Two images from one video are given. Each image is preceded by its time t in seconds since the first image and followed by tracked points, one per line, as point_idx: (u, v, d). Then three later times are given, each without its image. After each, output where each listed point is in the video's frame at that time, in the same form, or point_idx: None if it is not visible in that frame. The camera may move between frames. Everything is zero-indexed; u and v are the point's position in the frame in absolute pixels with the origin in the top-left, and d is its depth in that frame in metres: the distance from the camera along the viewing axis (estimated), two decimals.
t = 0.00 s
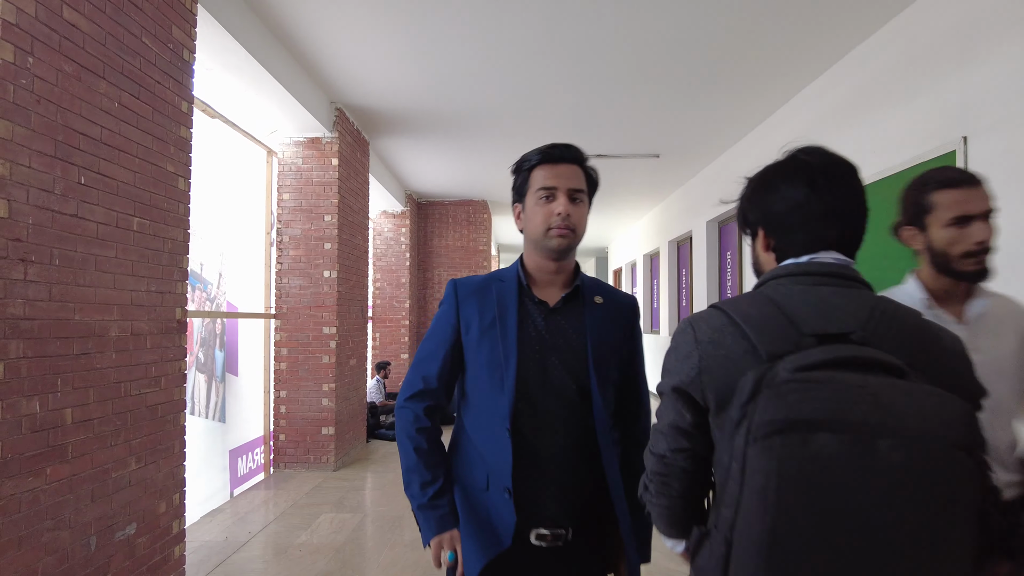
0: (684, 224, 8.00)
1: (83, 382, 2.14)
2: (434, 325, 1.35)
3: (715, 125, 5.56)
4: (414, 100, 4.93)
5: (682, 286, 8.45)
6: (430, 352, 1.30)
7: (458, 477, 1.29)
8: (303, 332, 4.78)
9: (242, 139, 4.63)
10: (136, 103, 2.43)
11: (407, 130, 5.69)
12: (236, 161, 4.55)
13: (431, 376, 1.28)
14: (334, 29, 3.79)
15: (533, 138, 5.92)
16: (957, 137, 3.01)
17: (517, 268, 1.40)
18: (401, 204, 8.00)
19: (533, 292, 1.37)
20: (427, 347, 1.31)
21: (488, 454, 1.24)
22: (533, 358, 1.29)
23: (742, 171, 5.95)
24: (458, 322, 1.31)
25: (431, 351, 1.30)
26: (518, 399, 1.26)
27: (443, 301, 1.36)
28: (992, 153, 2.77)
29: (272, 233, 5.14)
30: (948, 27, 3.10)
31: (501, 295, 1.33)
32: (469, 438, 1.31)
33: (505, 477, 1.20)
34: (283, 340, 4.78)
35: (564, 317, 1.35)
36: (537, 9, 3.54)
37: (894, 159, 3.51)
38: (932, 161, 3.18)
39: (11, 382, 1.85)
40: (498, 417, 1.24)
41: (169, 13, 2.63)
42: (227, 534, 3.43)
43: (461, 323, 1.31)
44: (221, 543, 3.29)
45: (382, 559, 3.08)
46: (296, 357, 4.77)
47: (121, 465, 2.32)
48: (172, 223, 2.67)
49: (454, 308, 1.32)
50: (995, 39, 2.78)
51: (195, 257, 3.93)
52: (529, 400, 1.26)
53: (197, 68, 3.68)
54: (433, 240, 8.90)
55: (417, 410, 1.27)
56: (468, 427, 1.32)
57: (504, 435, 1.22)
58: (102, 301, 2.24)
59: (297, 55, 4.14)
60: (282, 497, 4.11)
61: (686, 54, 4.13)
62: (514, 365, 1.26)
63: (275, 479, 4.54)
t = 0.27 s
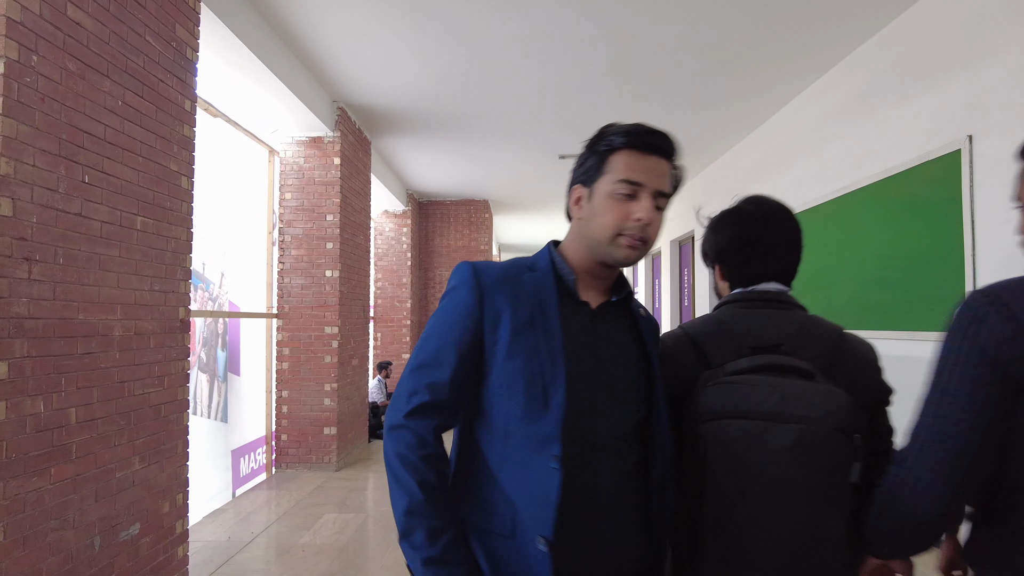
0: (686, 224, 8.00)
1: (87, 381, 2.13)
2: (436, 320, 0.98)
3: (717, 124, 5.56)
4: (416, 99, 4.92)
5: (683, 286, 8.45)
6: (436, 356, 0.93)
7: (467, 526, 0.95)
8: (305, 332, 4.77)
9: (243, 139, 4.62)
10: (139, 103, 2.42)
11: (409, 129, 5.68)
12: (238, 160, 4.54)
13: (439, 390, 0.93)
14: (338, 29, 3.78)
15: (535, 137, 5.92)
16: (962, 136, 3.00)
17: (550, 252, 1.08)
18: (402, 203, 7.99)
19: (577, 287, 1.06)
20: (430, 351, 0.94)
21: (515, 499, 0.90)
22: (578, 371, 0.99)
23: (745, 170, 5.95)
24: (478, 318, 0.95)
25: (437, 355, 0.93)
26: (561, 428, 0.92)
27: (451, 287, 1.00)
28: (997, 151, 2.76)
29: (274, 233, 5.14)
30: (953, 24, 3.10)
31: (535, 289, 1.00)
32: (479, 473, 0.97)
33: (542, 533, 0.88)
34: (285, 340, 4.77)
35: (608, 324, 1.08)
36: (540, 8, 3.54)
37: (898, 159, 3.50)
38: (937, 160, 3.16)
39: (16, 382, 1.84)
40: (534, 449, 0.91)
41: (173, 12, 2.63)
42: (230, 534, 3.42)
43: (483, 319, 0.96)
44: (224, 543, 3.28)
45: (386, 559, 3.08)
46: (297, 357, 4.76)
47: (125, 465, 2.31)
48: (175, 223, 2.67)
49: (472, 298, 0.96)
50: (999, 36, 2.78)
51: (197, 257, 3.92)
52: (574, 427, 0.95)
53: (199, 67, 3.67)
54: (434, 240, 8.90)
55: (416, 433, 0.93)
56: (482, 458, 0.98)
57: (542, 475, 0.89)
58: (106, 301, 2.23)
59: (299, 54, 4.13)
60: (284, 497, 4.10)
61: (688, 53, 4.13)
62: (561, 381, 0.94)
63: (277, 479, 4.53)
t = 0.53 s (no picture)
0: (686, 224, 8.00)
1: (90, 381, 2.12)
2: (513, 315, 0.63)
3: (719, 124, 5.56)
4: (418, 99, 4.92)
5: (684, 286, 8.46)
6: (539, 373, 0.60)
7: None
8: (307, 332, 4.77)
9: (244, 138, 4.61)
10: (142, 101, 2.41)
11: (410, 129, 5.67)
12: (239, 160, 4.53)
13: (546, 426, 0.60)
14: (340, 28, 3.77)
15: (536, 137, 5.91)
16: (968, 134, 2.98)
17: (635, 221, 0.80)
18: (403, 203, 7.98)
19: (690, 270, 0.78)
20: (520, 366, 0.60)
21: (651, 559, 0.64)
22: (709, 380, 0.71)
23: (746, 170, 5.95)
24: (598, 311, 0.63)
25: (542, 374, 0.60)
26: (703, 460, 0.67)
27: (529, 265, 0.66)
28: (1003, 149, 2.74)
29: (275, 233, 5.12)
30: (960, 20, 3.06)
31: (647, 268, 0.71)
32: (586, 541, 0.65)
33: None
34: (287, 340, 4.76)
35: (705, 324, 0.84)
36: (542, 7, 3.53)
37: (902, 158, 3.50)
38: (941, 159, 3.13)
39: (18, 382, 1.82)
40: (680, 494, 0.65)
41: (175, 10, 2.61)
42: (231, 535, 3.41)
43: (602, 315, 0.64)
44: (225, 544, 3.27)
45: (388, 559, 3.06)
46: (299, 357, 4.76)
47: (127, 466, 2.30)
48: (178, 222, 2.66)
49: (585, 284, 0.63)
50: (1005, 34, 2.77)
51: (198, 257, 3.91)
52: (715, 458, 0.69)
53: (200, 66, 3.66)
54: (436, 240, 8.88)
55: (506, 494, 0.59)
56: (590, 508, 0.66)
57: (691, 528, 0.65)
58: (108, 300, 2.22)
59: (301, 53, 4.12)
60: (286, 497, 4.09)
61: (690, 53, 4.13)
62: (703, 390, 0.69)
63: (278, 480, 4.52)
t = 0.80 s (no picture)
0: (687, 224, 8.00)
1: (91, 382, 2.11)
2: (632, 327, 0.56)
3: (720, 124, 5.56)
4: (419, 98, 4.91)
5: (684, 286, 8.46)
6: (645, 397, 0.52)
7: None
8: (307, 332, 4.76)
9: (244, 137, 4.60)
10: (142, 101, 2.41)
11: (411, 129, 5.67)
12: (240, 160, 4.53)
13: (658, 459, 0.51)
14: (341, 27, 3.76)
15: (537, 137, 5.91)
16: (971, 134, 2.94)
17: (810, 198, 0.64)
18: (404, 203, 7.99)
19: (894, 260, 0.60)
20: (627, 387, 0.53)
21: None
22: (909, 423, 0.52)
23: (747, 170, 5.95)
24: (738, 328, 0.51)
25: (650, 397, 0.52)
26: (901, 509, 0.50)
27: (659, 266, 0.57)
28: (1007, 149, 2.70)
29: (276, 233, 5.12)
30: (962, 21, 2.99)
31: (823, 271, 0.55)
32: None
33: None
34: (288, 340, 4.76)
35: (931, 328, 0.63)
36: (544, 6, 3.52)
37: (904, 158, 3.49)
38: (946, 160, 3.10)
39: (19, 383, 1.82)
40: (848, 574, 0.48)
41: (176, 9, 2.60)
42: (232, 536, 3.40)
43: (743, 332, 0.51)
44: (226, 545, 3.26)
45: (390, 560, 3.06)
46: (299, 357, 4.75)
47: (128, 466, 2.29)
48: (179, 222, 2.65)
49: (725, 290, 0.51)
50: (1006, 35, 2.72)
51: (199, 257, 3.90)
52: (912, 528, 0.50)
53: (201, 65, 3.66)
54: (436, 240, 8.88)
55: (600, 524, 0.52)
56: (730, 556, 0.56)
57: None
58: (109, 300, 2.21)
59: (301, 52, 4.12)
60: (287, 498, 4.08)
61: (692, 53, 4.13)
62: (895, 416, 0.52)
63: (279, 480, 4.51)
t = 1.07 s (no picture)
0: (687, 224, 7.99)
1: (90, 382, 2.11)
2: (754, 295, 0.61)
3: (720, 124, 5.56)
4: (419, 98, 4.91)
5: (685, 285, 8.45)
6: (749, 344, 0.59)
7: None
8: (307, 332, 4.76)
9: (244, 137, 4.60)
10: (142, 100, 2.40)
11: (411, 129, 5.67)
12: (240, 160, 4.53)
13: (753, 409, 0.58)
14: (341, 26, 3.75)
15: (537, 136, 5.91)
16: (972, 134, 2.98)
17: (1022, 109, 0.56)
18: (404, 203, 7.98)
19: None
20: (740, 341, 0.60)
21: None
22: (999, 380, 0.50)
23: (747, 169, 5.94)
24: (836, 276, 0.54)
25: (751, 342, 0.58)
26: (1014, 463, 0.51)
27: (784, 217, 0.61)
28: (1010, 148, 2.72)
29: (276, 233, 5.11)
30: (960, 20, 3.07)
31: (953, 210, 0.52)
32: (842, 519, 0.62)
33: None
34: (288, 340, 4.76)
35: None
36: (544, 7, 3.52)
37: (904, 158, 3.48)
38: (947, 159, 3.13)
39: (19, 383, 1.81)
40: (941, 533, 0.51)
41: (176, 9, 2.60)
42: (232, 536, 3.40)
43: (845, 283, 0.53)
44: (227, 545, 3.26)
45: (391, 560, 3.05)
46: (300, 356, 4.75)
47: (128, 466, 2.28)
48: (179, 221, 2.65)
49: (825, 237, 0.54)
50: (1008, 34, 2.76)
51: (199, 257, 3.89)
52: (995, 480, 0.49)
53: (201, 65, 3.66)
54: (436, 240, 8.88)
55: (699, 455, 0.61)
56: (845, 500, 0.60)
57: (924, 546, 0.50)
58: (109, 300, 2.20)
59: (302, 52, 4.11)
60: (287, 498, 4.08)
61: (692, 53, 4.13)
62: None
63: (279, 480, 4.51)
